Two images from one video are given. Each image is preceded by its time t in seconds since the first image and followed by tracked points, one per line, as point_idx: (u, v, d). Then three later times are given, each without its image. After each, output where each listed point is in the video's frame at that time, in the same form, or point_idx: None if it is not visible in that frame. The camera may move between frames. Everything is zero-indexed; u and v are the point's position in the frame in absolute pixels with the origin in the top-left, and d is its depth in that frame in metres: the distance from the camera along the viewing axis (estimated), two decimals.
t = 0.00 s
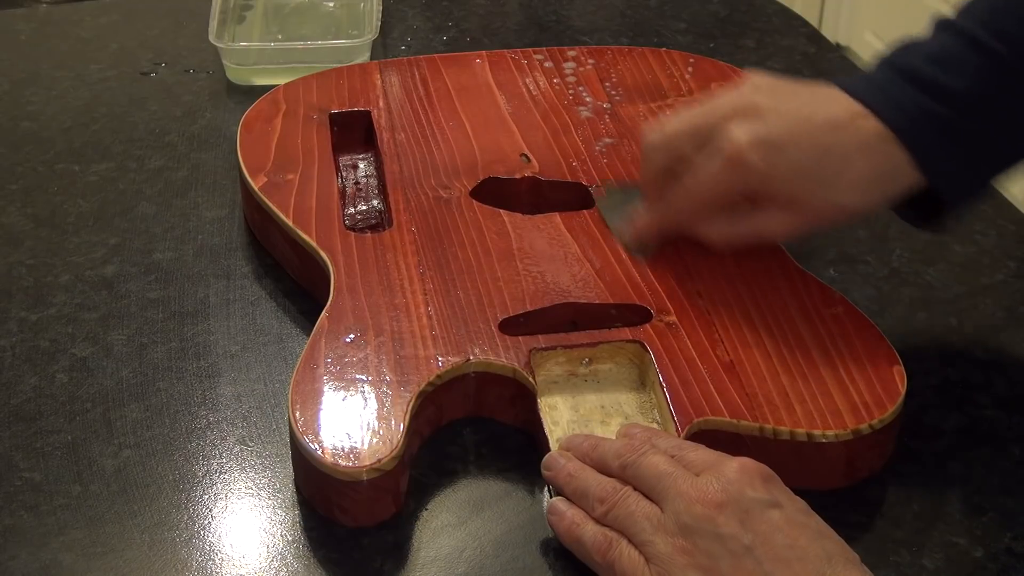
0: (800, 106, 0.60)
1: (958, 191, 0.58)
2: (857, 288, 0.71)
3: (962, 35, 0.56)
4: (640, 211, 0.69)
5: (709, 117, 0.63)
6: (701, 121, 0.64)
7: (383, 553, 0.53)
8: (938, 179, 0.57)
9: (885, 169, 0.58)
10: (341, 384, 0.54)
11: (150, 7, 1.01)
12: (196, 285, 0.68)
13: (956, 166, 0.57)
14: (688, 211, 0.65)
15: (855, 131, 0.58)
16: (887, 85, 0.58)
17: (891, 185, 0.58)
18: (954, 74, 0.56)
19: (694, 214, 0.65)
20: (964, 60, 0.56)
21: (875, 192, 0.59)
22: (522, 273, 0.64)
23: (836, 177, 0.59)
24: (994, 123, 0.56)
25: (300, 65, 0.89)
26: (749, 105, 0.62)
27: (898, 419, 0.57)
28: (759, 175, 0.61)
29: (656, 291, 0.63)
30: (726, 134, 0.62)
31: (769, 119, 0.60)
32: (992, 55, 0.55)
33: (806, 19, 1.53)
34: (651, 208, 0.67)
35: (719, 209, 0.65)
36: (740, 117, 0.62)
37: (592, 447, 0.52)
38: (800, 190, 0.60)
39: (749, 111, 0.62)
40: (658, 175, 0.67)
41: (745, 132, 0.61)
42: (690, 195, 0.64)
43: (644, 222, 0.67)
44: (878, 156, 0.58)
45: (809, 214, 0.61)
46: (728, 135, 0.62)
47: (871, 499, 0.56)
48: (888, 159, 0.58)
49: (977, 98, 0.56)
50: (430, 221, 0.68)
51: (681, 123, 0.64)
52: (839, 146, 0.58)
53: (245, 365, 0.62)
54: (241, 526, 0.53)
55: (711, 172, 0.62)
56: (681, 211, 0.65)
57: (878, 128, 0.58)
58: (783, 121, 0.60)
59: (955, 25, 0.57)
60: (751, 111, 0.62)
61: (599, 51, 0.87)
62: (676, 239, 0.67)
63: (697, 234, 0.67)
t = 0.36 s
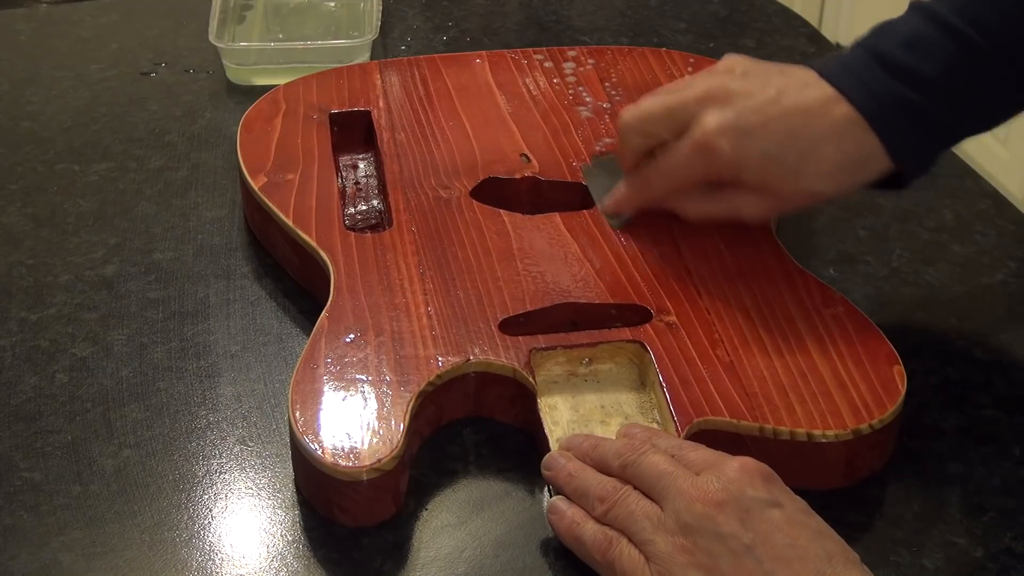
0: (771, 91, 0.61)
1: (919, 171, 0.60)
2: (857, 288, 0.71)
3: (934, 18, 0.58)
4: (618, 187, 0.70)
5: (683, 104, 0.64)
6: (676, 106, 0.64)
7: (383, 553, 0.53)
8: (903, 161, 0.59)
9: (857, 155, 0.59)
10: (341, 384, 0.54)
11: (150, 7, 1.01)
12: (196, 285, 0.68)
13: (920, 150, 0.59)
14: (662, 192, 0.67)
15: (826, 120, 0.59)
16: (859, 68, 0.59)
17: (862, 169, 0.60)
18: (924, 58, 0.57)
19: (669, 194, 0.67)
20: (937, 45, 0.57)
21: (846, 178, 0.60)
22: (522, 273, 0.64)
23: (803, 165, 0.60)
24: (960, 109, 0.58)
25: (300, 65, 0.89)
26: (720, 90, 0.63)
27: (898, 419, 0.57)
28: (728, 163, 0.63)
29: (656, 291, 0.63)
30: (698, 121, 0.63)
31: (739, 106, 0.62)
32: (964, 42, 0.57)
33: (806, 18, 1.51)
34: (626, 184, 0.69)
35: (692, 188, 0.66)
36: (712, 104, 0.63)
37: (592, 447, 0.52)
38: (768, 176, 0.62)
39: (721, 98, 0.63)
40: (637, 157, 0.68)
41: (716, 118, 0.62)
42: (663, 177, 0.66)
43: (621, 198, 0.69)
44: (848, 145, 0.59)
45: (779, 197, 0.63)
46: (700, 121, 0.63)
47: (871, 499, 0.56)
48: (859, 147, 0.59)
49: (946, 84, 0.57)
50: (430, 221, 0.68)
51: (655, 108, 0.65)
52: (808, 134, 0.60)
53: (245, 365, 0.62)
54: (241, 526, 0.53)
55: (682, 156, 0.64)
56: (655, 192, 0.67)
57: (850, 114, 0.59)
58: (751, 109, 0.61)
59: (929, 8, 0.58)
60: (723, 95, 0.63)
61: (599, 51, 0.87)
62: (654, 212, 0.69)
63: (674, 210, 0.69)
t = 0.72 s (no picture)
0: (796, 117, 0.59)
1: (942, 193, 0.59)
2: (856, 288, 0.71)
3: (949, 38, 0.56)
4: (635, 221, 0.68)
5: (702, 133, 0.62)
6: (694, 135, 0.63)
7: (383, 553, 0.53)
8: (928, 184, 0.58)
9: (881, 180, 0.58)
10: (341, 384, 0.54)
11: (150, 7, 1.01)
12: (197, 284, 0.69)
13: (943, 169, 0.58)
14: (681, 225, 0.64)
15: (852, 144, 0.58)
16: (875, 91, 0.58)
17: (887, 195, 0.59)
18: (940, 78, 0.56)
19: (689, 227, 0.64)
20: (953, 64, 0.56)
21: (875, 202, 0.59)
22: (522, 273, 0.64)
23: (833, 192, 0.58)
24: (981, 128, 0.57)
25: (300, 65, 0.89)
26: (742, 120, 0.61)
27: (898, 419, 0.57)
28: (756, 192, 0.60)
29: (656, 291, 0.63)
30: (721, 151, 0.61)
31: (766, 137, 0.60)
32: (980, 60, 0.56)
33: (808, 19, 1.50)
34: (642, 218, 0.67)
35: (715, 221, 0.64)
36: (733, 132, 0.61)
37: (592, 447, 0.52)
38: (798, 205, 0.60)
39: (744, 128, 0.61)
40: (653, 189, 0.66)
41: (741, 148, 0.60)
42: (685, 209, 0.63)
43: (641, 233, 0.66)
44: (876, 167, 0.58)
45: (804, 225, 0.61)
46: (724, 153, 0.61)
47: (871, 499, 0.56)
48: (885, 170, 0.58)
49: (965, 101, 0.56)
50: (430, 221, 0.68)
51: (673, 138, 0.63)
52: (836, 161, 0.58)
53: (245, 365, 0.62)
54: (241, 526, 0.53)
55: (707, 190, 0.61)
56: (676, 225, 0.64)
57: (872, 139, 0.57)
58: (778, 136, 0.59)
59: (940, 27, 0.57)
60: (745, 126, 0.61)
61: (599, 51, 0.87)
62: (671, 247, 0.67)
63: (691, 242, 0.66)
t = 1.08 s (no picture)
0: (790, 108, 0.60)
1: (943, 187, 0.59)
2: (857, 288, 0.71)
3: (947, 31, 0.57)
4: (630, 209, 0.69)
5: (700, 121, 0.63)
6: (691, 124, 0.64)
7: (383, 553, 0.53)
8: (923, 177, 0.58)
9: (874, 171, 0.58)
10: (341, 384, 0.54)
11: (150, 7, 1.01)
12: (197, 284, 0.69)
13: (942, 164, 0.58)
14: (677, 213, 0.65)
15: (846, 135, 0.58)
16: (872, 81, 0.58)
17: (880, 187, 0.59)
18: (939, 71, 0.56)
19: (685, 214, 0.65)
20: (950, 57, 0.56)
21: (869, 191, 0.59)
22: (522, 273, 0.64)
23: (825, 182, 0.59)
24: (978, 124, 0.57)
25: (300, 65, 0.89)
26: (740, 109, 0.63)
27: (898, 419, 0.57)
28: (751, 181, 0.61)
29: (656, 291, 0.63)
30: (718, 139, 0.63)
31: (762, 125, 0.61)
32: (978, 54, 0.56)
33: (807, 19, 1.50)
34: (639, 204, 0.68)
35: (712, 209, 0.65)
36: (730, 121, 0.63)
37: (592, 447, 0.52)
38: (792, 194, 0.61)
39: (741, 118, 0.62)
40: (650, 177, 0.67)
41: (739, 137, 0.61)
42: (681, 195, 0.64)
43: (636, 220, 0.67)
44: (869, 159, 0.58)
45: (799, 213, 0.62)
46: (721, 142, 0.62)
47: (871, 499, 0.56)
48: (879, 161, 0.58)
49: (962, 95, 0.56)
50: (430, 221, 0.68)
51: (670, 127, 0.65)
52: (830, 151, 0.58)
53: (245, 365, 0.62)
54: (241, 526, 0.53)
55: (704, 177, 0.63)
56: (672, 214, 0.66)
57: (869, 130, 0.58)
58: (774, 126, 0.60)
59: (936, 19, 0.58)
60: (742, 116, 0.62)
61: (599, 51, 0.87)
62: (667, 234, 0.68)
63: (687, 228, 0.67)
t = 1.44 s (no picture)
0: (782, 104, 0.61)
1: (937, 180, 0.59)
2: (856, 288, 0.71)
3: (941, 29, 0.57)
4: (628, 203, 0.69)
5: (695, 117, 0.64)
6: (686, 120, 0.64)
7: (383, 553, 0.53)
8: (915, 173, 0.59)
9: (866, 168, 0.59)
10: (341, 384, 0.54)
11: (150, 7, 1.01)
12: (196, 285, 0.68)
13: (934, 160, 0.58)
14: (672, 207, 0.66)
15: (839, 132, 0.59)
16: (868, 80, 0.59)
17: (873, 185, 0.59)
18: (934, 69, 0.57)
19: (681, 209, 0.66)
20: (946, 55, 0.56)
21: (860, 188, 0.59)
22: (522, 273, 0.64)
23: (817, 177, 0.60)
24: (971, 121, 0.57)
25: (300, 65, 0.89)
26: (733, 105, 0.63)
27: (898, 419, 0.57)
28: (743, 177, 0.62)
29: (656, 291, 0.63)
30: (711, 134, 0.63)
31: (754, 120, 0.61)
32: (974, 52, 0.56)
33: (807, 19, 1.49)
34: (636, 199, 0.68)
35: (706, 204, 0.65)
36: (724, 116, 0.63)
37: (592, 447, 0.52)
38: (784, 189, 0.61)
39: (734, 113, 0.62)
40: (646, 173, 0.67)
41: (731, 132, 0.61)
42: (676, 190, 0.65)
43: (632, 214, 0.68)
44: (861, 156, 0.58)
45: (792, 210, 0.62)
46: (713, 137, 0.62)
47: (871, 499, 0.56)
48: (872, 157, 0.58)
49: (957, 93, 0.57)
50: (430, 221, 0.68)
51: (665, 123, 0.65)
52: (822, 148, 0.59)
53: (245, 365, 0.62)
54: (241, 526, 0.53)
55: (696, 172, 0.63)
56: (667, 207, 0.66)
57: (860, 127, 0.58)
58: (766, 123, 0.60)
59: (932, 17, 0.57)
60: (735, 111, 0.63)
61: (599, 51, 0.87)
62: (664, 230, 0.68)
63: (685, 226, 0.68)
